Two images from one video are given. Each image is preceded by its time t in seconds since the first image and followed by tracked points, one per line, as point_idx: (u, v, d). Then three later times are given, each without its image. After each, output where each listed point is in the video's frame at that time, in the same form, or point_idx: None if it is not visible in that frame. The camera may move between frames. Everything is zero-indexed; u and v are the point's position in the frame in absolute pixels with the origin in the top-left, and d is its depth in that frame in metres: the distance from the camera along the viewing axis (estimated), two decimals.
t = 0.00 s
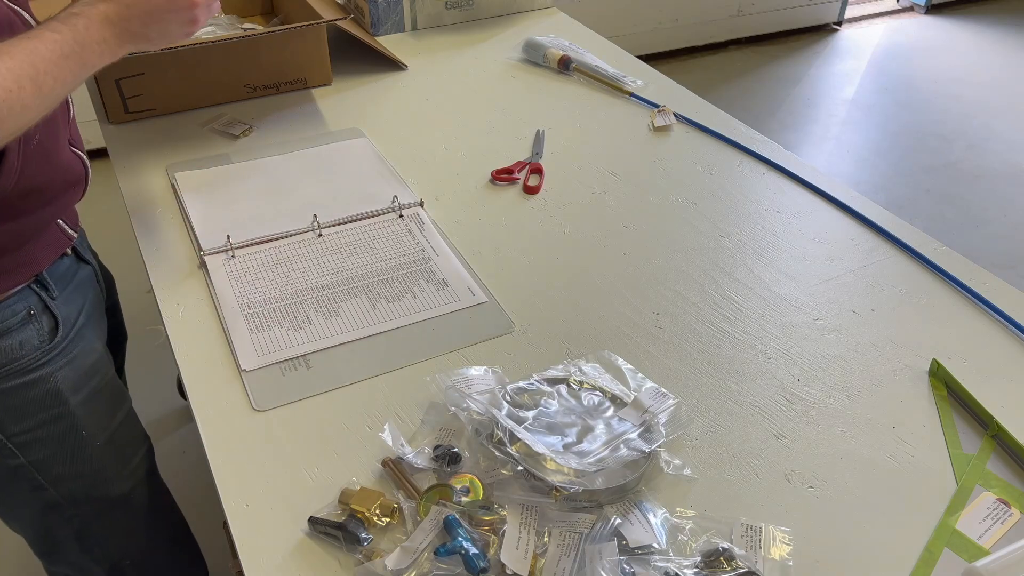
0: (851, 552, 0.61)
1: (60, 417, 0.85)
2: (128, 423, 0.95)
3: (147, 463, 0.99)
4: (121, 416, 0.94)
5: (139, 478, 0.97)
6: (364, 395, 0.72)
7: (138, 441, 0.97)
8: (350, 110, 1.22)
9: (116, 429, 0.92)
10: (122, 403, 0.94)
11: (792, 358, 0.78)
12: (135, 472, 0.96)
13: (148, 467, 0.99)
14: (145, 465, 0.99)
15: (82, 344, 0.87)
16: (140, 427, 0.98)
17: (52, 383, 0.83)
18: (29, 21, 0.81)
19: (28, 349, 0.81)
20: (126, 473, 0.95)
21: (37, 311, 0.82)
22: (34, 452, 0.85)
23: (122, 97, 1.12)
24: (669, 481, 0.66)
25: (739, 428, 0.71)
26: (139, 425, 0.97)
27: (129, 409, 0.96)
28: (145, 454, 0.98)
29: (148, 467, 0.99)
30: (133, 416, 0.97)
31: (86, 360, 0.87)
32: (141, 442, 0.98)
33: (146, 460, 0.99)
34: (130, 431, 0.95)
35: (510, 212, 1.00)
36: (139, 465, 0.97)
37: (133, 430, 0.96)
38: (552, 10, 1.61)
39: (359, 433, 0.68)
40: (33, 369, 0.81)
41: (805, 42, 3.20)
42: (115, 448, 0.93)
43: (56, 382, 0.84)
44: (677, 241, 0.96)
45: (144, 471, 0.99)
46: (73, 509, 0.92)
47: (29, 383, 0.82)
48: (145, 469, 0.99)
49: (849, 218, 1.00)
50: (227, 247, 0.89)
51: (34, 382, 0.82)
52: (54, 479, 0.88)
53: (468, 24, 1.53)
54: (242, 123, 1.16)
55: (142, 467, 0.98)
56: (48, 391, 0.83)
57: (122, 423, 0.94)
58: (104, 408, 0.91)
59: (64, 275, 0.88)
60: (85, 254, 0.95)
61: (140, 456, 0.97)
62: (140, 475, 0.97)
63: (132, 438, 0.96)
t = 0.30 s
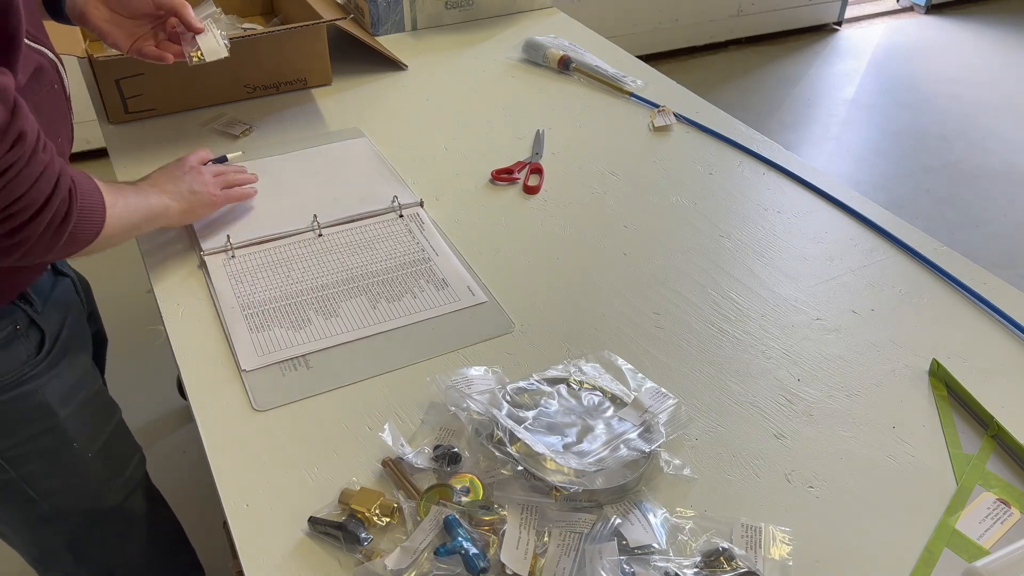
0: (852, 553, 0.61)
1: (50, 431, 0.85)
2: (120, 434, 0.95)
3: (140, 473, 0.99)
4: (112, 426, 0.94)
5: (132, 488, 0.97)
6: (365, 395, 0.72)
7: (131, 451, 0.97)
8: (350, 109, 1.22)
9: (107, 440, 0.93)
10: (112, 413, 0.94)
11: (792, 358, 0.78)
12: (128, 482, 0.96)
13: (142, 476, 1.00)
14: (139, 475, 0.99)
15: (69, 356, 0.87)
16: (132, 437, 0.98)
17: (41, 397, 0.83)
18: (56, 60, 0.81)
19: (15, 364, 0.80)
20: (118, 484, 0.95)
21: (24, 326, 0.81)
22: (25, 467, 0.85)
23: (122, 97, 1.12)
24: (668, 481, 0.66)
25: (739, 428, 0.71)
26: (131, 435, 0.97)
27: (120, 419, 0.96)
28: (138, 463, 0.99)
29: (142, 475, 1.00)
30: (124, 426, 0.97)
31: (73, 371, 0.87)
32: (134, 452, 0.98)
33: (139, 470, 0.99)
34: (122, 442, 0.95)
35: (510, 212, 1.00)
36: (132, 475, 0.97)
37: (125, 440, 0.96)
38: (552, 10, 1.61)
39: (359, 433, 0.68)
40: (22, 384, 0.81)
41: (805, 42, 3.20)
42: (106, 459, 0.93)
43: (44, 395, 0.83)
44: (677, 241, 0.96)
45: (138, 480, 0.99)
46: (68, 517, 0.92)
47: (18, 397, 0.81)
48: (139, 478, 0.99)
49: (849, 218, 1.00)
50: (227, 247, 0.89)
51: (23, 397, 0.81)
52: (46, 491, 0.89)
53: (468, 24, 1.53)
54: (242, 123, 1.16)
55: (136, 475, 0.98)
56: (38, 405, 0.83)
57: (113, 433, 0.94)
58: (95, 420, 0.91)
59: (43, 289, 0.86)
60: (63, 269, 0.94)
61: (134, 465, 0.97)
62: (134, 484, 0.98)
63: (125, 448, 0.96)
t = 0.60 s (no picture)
0: (851, 552, 0.61)
1: (56, 441, 0.85)
2: (121, 443, 0.96)
3: (139, 481, 1.00)
4: (114, 435, 0.94)
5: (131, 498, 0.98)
6: (364, 394, 0.72)
7: (130, 460, 0.98)
8: (350, 109, 1.21)
9: (110, 449, 0.93)
10: (114, 422, 0.94)
11: (793, 358, 0.78)
12: (128, 491, 0.97)
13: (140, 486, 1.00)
14: (137, 485, 0.99)
15: (73, 365, 0.88)
16: (132, 446, 0.99)
17: (46, 407, 0.83)
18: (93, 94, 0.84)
19: (22, 375, 0.79)
20: (120, 493, 0.95)
21: (29, 337, 0.81)
22: (31, 479, 0.85)
23: (122, 97, 1.12)
24: (668, 481, 0.66)
25: (739, 428, 0.71)
26: (130, 445, 0.98)
27: (121, 429, 0.96)
28: (137, 472, 0.99)
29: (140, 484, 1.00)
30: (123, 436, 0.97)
31: (78, 380, 0.87)
32: (133, 461, 0.98)
33: (138, 478, 0.99)
34: (122, 451, 0.96)
35: (510, 212, 1.00)
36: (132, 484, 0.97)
37: (126, 448, 0.97)
38: (552, 10, 1.61)
39: (359, 433, 0.68)
40: (28, 393, 0.80)
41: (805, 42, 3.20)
42: (108, 468, 0.93)
43: (52, 403, 0.83)
44: (677, 241, 0.95)
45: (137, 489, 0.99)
46: (69, 526, 0.91)
47: (25, 406, 0.81)
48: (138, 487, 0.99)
49: (849, 218, 1.00)
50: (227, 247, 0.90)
51: (29, 406, 0.81)
52: (50, 502, 0.88)
53: (468, 24, 1.53)
54: (242, 123, 1.16)
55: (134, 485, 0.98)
56: (42, 415, 0.83)
57: (115, 442, 0.94)
58: (99, 428, 0.91)
59: (40, 302, 0.87)
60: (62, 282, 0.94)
61: (133, 474, 0.98)
62: (133, 493, 0.98)
63: (125, 458, 0.96)
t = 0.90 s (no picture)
0: (851, 552, 0.61)
1: (55, 445, 0.85)
2: (123, 449, 0.95)
3: (142, 486, 0.99)
4: (118, 439, 0.93)
5: (132, 502, 0.97)
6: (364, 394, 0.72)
7: (133, 465, 0.96)
8: (350, 109, 1.21)
9: (110, 454, 0.92)
10: (116, 428, 0.93)
11: (792, 357, 0.78)
12: (130, 496, 0.96)
13: (144, 491, 0.99)
14: (140, 488, 0.98)
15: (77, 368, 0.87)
16: (136, 451, 0.98)
17: (48, 410, 0.82)
18: (96, 84, 0.81)
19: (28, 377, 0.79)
20: (119, 498, 0.94)
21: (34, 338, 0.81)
22: (27, 480, 0.85)
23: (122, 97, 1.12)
24: (668, 481, 0.66)
25: (739, 428, 0.71)
26: (135, 451, 0.97)
27: (124, 434, 0.95)
28: (140, 479, 0.98)
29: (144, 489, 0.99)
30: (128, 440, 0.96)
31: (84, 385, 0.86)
32: (136, 467, 0.97)
33: (141, 484, 0.98)
34: (126, 454, 0.95)
35: (510, 212, 1.00)
36: (133, 491, 0.96)
37: (129, 454, 0.96)
38: (552, 10, 1.61)
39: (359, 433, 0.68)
40: (31, 395, 0.80)
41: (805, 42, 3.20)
42: (109, 471, 0.92)
43: (51, 409, 0.83)
44: (677, 241, 0.95)
45: (139, 493, 0.98)
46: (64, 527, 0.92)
47: (22, 410, 0.80)
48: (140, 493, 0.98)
49: (849, 218, 1.00)
50: (227, 247, 0.89)
51: (30, 409, 0.81)
52: (48, 502, 0.88)
53: (468, 24, 1.53)
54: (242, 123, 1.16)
55: (138, 489, 0.98)
56: (44, 417, 0.82)
57: (116, 448, 0.93)
58: (99, 434, 0.90)
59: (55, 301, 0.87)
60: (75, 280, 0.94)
61: (136, 479, 0.97)
62: (135, 499, 0.97)
63: (127, 463, 0.95)
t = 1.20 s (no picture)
0: (851, 552, 0.61)
1: (59, 433, 0.85)
2: (122, 439, 0.95)
3: (139, 477, 0.99)
4: (118, 429, 0.94)
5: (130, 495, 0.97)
6: (364, 395, 0.72)
7: (132, 455, 0.97)
8: (350, 110, 1.21)
9: (111, 443, 0.92)
10: (116, 418, 0.93)
11: (793, 358, 0.78)
12: (128, 487, 0.96)
13: (140, 483, 0.99)
14: (138, 480, 0.98)
15: (79, 356, 0.87)
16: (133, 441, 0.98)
17: (51, 398, 0.83)
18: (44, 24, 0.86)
19: (28, 363, 0.81)
20: (118, 490, 0.94)
21: (33, 326, 0.82)
22: (32, 469, 0.85)
23: (122, 97, 1.12)
24: (668, 481, 0.66)
25: (739, 428, 0.71)
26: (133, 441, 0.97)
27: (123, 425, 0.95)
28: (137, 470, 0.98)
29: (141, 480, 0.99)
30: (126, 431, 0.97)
31: (84, 373, 0.87)
32: (135, 457, 0.97)
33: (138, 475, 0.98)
34: (126, 445, 0.95)
35: (510, 213, 1.00)
36: (131, 482, 0.97)
37: (128, 444, 0.96)
38: (552, 10, 1.61)
39: (359, 433, 0.68)
40: (33, 383, 0.81)
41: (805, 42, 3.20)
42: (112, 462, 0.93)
43: (56, 396, 0.84)
44: (677, 241, 0.95)
45: (138, 485, 0.99)
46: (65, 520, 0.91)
47: (28, 397, 0.81)
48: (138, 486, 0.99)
49: (849, 218, 1.00)
50: (227, 247, 0.90)
51: (33, 397, 0.81)
52: (53, 494, 0.88)
53: (468, 24, 1.53)
54: (242, 123, 1.16)
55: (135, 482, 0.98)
56: (47, 405, 0.83)
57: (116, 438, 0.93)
58: (101, 422, 0.90)
59: (52, 291, 0.87)
60: (68, 272, 0.93)
61: (134, 471, 0.97)
62: (133, 489, 0.97)
63: (126, 454, 0.95)
